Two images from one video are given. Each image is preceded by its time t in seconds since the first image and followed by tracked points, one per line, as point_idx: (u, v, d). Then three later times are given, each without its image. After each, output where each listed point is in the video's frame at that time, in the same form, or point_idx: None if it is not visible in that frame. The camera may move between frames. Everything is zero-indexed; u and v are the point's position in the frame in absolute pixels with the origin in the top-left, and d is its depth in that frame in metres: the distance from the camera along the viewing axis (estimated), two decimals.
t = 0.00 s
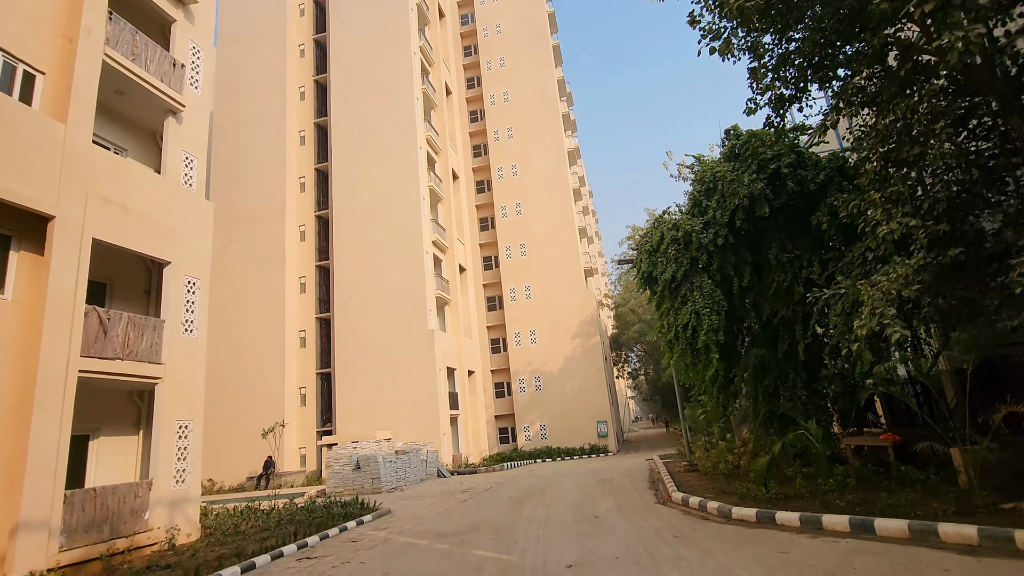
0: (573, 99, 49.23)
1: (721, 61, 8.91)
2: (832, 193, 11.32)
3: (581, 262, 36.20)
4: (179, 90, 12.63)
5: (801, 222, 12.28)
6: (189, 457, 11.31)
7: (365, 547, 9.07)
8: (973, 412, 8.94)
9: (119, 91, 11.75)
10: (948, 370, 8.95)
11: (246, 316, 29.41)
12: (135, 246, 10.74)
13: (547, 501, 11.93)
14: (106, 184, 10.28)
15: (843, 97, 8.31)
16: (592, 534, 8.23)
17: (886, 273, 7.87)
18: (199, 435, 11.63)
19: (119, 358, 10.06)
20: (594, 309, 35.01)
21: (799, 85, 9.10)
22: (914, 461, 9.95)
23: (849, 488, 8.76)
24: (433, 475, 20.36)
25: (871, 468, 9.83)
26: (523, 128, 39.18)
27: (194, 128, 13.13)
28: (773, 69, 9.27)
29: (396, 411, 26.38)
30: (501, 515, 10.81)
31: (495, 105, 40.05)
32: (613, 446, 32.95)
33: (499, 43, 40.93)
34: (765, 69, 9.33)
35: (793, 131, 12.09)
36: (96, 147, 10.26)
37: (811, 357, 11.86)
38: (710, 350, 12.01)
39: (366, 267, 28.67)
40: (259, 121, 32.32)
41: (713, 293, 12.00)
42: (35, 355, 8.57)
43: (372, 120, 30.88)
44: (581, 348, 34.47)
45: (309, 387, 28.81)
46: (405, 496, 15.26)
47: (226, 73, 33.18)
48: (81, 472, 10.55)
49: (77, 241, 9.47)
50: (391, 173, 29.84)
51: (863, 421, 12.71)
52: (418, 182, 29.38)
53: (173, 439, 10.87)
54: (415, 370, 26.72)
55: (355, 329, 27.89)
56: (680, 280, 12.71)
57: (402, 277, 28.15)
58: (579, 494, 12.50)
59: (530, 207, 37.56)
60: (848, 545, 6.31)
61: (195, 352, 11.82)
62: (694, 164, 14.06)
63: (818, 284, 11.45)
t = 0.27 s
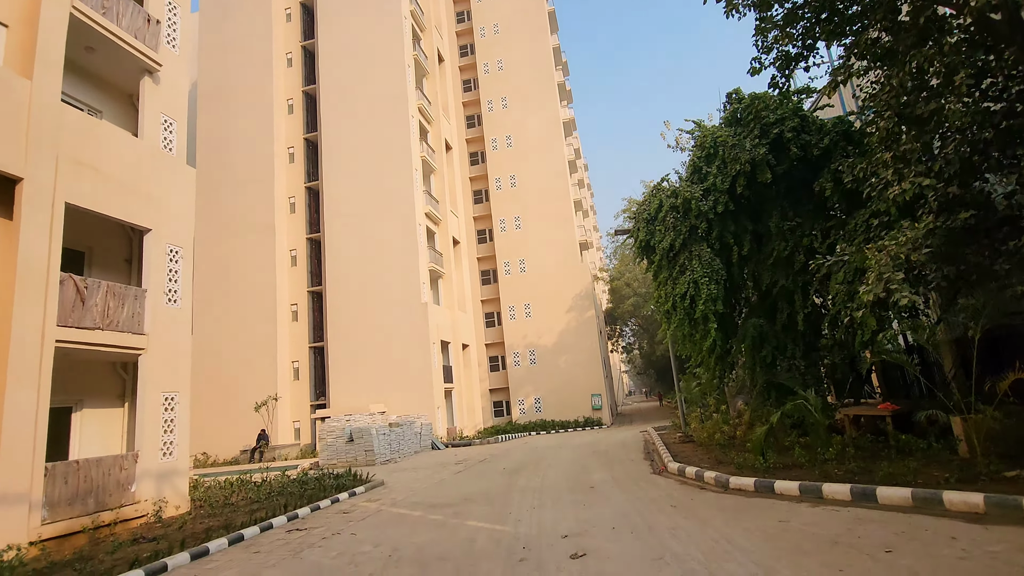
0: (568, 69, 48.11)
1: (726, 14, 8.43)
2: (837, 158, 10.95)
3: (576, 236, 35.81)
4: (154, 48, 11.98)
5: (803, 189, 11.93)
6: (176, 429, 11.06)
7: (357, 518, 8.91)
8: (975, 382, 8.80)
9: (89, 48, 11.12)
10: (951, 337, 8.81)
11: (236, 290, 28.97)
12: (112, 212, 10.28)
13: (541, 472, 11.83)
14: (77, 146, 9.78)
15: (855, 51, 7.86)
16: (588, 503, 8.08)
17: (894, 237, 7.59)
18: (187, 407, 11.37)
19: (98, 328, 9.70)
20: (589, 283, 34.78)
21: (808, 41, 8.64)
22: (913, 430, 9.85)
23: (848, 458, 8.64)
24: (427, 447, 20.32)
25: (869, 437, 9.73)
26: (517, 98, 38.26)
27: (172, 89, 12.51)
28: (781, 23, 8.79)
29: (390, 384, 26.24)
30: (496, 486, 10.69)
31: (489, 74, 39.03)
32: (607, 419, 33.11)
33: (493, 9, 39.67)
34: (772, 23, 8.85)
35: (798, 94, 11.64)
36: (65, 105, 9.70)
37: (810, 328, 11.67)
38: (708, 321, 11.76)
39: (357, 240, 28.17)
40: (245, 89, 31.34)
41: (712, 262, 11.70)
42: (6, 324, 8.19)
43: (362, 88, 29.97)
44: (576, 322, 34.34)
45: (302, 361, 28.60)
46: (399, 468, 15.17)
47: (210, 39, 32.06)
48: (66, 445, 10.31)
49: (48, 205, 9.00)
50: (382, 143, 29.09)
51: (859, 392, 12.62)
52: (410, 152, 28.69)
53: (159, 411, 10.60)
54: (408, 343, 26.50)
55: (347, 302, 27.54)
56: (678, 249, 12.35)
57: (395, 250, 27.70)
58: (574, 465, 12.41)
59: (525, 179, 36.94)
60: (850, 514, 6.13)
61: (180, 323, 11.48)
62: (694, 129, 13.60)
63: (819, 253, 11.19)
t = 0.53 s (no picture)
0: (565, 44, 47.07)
1: None
2: (845, 132, 10.55)
3: (572, 214, 35.35)
4: (131, 11, 11.39)
5: (808, 164, 11.55)
6: (161, 409, 10.77)
7: (347, 500, 8.69)
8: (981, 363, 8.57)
9: (61, 10, 10.53)
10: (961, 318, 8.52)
11: (226, 268, 28.48)
12: (88, 184, 9.82)
13: (537, 453, 11.66)
14: (48, 114, 9.31)
15: (871, 15, 7.40)
16: (584, 487, 7.88)
17: (906, 213, 7.27)
18: (173, 387, 11.06)
19: (75, 305, 9.33)
20: (585, 263, 34.46)
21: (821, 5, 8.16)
22: (914, 411, 9.66)
23: (851, 440, 8.42)
24: (422, 427, 20.17)
25: (869, 418, 9.54)
26: (513, 73, 37.38)
27: (151, 55, 11.93)
28: None
29: (383, 364, 25.99)
30: (490, 467, 10.50)
31: (484, 48, 38.08)
32: (602, 399, 33.12)
33: None
34: None
35: (806, 64, 11.17)
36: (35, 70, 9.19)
37: (811, 308, 11.41)
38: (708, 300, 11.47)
39: (349, 217, 27.61)
40: (233, 62, 30.43)
41: (713, 240, 11.34)
42: None
43: (353, 60, 29.11)
44: (572, 302, 34.10)
45: (295, 340, 28.29)
46: (393, 448, 14.99)
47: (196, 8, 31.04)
48: (47, 425, 10.02)
49: (19, 175, 8.56)
50: (375, 118, 28.37)
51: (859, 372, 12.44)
52: (403, 127, 27.98)
53: (143, 391, 10.29)
54: (402, 323, 26.19)
55: (340, 280, 27.13)
56: (679, 226, 11.98)
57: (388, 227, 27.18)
58: (570, 446, 12.23)
59: (521, 157, 36.31)
60: (857, 498, 5.91)
61: (164, 301, 11.10)
62: (696, 103, 13.14)
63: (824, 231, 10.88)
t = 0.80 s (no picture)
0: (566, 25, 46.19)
1: None
2: (854, 112, 10.18)
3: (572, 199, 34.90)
4: None
5: (815, 146, 11.19)
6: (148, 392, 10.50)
7: (337, 486, 8.46)
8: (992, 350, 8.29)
9: None
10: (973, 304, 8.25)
11: (220, 250, 28.08)
12: (67, 158, 9.44)
13: (532, 439, 11.46)
14: (24, 84, 8.91)
15: None
16: (580, 475, 7.65)
17: (919, 194, 6.95)
18: (160, 370, 10.78)
19: (55, 285, 9.00)
20: (584, 248, 34.11)
21: None
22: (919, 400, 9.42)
23: (856, 429, 8.19)
24: (417, 412, 20.00)
25: (873, 407, 9.30)
26: (513, 54, 36.65)
27: (135, 26, 11.46)
28: None
29: (380, 348, 25.75)
30: (485, 454, 10.28)
31: (484, 28, 37.31)
32: (599, 385, 32.99)
33: None
34: None
35: (816, 41, 10.74)
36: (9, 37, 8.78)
37: (815, 293, 11.14)
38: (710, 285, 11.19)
39: (345, 199, 27.17)
40: (226, 39, 29.73)
41: (716, 223, 11.02)
42: None
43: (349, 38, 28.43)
44: (570, 287, 33.82)
45: (290, 324, 28.03)
46: (387, 433, 14.78)
47: None
48: (29, 408, 9.76)
49: None
50: (371, 98, 27.78)
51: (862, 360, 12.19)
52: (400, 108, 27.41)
53: (128, 374, 10.01)
54: (398, 307, 25.90)
55: (336, 263, 26.77)
56: (681, 209, 11.64)
57: (384, 210, 26.76)
58: (566, 432, 12.03)
59: (520, 140, 35.75)
60: (865, 490, 5.66)
61: (149, 281, 10.76)
62: (701, 81, 12.71)
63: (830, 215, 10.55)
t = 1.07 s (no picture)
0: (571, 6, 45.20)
1: None
2: (871, 89, 9.70)
3: (574, 184, 34.37)
4: None
5: (828, 126, 10.73)
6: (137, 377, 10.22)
7: (329, 475, 8.21)
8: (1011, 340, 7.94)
9: None
10: (993, 291, 7.87)
11: (218, 234, 27.73)
12: (47, 133, 9.08)
13: (531, 427, 11.22)
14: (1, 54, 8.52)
15: None
16: (580, 465, 7.38)
17: (943, 174, 6.53)
18: (150, 354, 10.51)
19: (36, 265, 8.72)
20: (586, 234, 33.67)
21: None
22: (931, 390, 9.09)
23: (867, 421, 7.87)
24: (416, 398, 19.79)
25: (883, 397, 8.97)
26: (516, 35, 35.87)
27: None
28: None
29: (379, 334, 25.50)
30: (482, 442, 10.02)
31: (486, 8, 36.46)
32: (600, 372, 32.79)
33: None
34: None
35: (831, 15, 10.22)
36: None
37: (825, 280, 10.75)
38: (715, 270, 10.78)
39: (344, 182, 26.72)
40: (223, 17, 29.08)
41: (723, 206, 10.60)
42: None
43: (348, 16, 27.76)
44: (572, 274, 33.45)
45: (289, 308, 27.78)
46: (384, 420, 14.55)
47: None
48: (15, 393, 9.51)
49: None
50: (370, 78, 27.18)
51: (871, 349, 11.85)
52: (400, 89, 26.83)
53: (115, 358, 9.73)
54: (398, 292, 25.59)
55: (334, 247, 26.41)
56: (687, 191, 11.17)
57: (384, 194, 26.32)
58: (566, 420, 11.76)
59: (523, 123, 35.14)
60: (880, 486, 5.35)
61: (138, 263, 10.45)
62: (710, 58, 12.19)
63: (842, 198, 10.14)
